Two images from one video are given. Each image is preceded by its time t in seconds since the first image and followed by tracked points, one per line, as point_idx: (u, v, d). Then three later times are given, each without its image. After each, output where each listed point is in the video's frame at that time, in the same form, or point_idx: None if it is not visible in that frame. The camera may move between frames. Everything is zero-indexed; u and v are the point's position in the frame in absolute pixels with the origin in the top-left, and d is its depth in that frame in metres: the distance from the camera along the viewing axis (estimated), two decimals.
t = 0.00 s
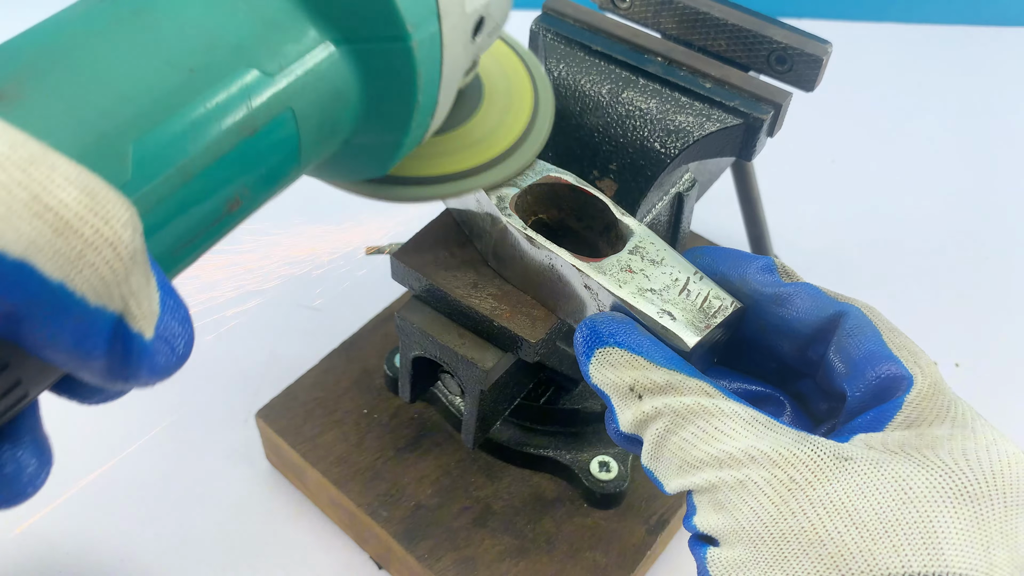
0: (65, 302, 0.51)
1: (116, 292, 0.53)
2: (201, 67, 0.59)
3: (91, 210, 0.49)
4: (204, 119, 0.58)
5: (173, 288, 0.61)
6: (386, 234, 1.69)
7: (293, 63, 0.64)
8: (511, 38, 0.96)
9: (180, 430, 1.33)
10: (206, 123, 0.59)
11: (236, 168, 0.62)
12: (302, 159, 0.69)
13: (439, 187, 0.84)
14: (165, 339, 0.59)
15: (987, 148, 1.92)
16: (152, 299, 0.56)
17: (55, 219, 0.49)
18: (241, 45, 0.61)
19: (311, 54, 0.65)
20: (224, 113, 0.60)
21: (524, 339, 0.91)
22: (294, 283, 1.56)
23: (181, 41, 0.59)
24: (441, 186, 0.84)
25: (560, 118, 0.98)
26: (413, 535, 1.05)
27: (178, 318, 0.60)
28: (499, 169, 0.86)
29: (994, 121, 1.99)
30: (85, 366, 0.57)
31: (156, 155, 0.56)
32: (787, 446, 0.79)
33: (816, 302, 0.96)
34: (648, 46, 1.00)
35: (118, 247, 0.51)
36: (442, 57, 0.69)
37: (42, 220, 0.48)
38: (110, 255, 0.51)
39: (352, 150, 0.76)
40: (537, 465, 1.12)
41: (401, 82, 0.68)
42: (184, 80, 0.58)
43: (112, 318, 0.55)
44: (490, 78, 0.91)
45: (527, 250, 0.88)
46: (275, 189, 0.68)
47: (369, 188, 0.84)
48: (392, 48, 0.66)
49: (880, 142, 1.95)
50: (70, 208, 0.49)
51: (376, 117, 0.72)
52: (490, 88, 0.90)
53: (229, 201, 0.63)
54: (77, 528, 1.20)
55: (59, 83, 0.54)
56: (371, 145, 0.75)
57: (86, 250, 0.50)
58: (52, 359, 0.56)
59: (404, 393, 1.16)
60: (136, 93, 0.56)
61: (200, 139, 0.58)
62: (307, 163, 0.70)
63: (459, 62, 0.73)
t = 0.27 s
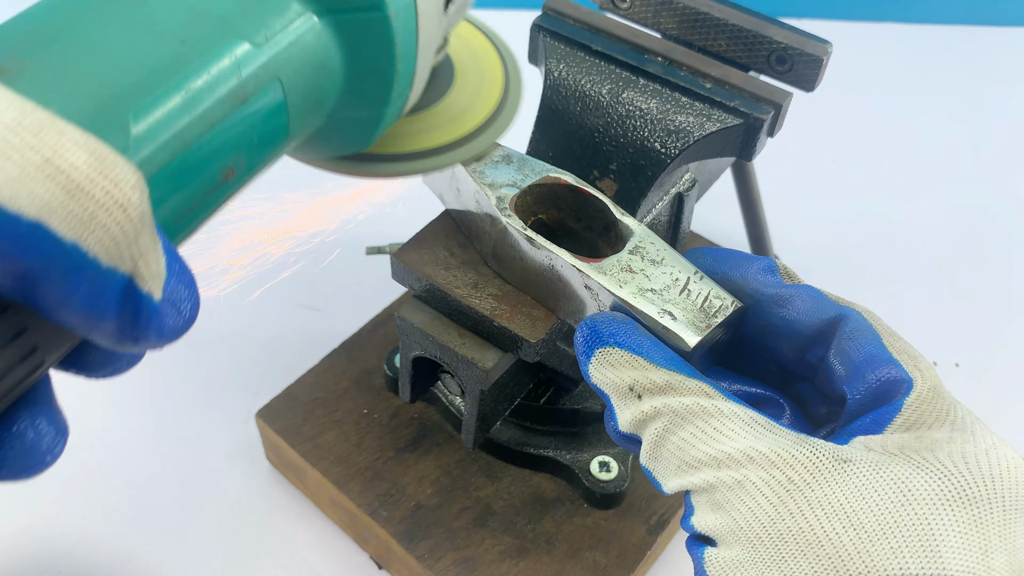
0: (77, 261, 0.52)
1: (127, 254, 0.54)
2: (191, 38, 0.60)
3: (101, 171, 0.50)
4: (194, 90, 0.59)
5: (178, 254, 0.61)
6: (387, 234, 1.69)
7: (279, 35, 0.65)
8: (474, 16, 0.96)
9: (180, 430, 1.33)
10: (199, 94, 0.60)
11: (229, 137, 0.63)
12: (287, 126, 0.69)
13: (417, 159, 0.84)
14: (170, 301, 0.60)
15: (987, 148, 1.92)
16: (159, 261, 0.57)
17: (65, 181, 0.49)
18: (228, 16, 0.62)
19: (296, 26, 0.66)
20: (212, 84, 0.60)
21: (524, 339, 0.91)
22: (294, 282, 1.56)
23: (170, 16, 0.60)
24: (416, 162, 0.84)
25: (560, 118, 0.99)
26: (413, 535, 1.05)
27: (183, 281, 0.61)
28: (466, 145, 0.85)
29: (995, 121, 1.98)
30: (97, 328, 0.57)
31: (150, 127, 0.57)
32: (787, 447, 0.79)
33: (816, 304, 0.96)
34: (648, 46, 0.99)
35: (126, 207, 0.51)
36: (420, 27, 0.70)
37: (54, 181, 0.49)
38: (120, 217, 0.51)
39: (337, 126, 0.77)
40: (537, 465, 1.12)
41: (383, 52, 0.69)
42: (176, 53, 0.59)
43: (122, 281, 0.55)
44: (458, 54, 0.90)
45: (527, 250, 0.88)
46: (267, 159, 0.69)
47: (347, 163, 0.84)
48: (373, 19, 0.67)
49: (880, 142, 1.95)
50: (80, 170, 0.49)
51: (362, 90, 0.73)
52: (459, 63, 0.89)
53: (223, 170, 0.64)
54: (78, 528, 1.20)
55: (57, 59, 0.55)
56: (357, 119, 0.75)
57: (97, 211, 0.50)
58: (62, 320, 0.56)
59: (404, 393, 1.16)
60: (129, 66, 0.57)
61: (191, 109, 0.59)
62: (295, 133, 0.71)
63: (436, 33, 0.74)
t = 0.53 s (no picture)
0: (109, 262, 0.53)
1: (156, 255, 0.55)
2: (210, 41, 0.60)
3: (131, 174, 0.51)
4: (213, 92, 0.60)
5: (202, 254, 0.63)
6: (387, 234, 1.69)
7: (295, 35, 0.65)
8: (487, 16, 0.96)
9: (180, 430, 1.33)
10: (218, 94, 0.60)
11: (250, 136, 0.64)
12: (304, 127, 0.69)
13: (438, 159, 0.84)
14: (198, 303, 0.62)
15: (987, 148, 1.92)
16: (187, 261, 0.58)
17: (97, 185, 0.50)
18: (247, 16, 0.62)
19: (311, 27, 0.66)
20: (231, 83, 0.61)
21: (524, 339, 0.91)
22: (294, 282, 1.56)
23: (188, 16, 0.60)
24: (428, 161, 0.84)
25: (560, 118, 0.98)
26: (413, 535, 1.05)
27: (208, 282, 0.63)
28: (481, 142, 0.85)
29: (995, 121, 1.98)
30: (126, 330, 0.59)
31: (172, 129, 0.58)
32: (790, 445, 0.79)
33: (815, 304, 0.95)
34: (648, 46, 0.99)
35: (155, 209, 0.52)
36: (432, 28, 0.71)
37: (85, 185, 0.50)
38: (150, 220, 0.52)
39: (349, 125, 0.77)
40: (537, 465, 1.12)
41: (397, 50, 0.70)
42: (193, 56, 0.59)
43: (152, 281, 0.57)
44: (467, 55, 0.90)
45: (526, 251, 0.87)
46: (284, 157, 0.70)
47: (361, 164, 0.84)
48: (384, 18, 0.67)
49: (880, 142, 1.95)
50: (110, 174, 0.50)
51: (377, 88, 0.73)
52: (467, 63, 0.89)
53: (243, 170, 0.65)
54: (78, 527, 1.20)
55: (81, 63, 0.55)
56: (370, 116, 0.76)
57: (127, 213, 0.52)
58: (93, 324, 0.57)
59: (404, 393, 1.16)
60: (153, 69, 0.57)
61: (212, 109, 0.60)
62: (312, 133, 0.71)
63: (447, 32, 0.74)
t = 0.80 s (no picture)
0: (122, 269, 0.53)
1: (169, 259, 0.54)
2: (226, 41, 0.60)
3: (143, 173, 0.50)
4: (228, 89, 0.60)
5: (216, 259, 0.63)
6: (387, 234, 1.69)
7: (306, 35, 0.65)
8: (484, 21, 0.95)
9: (180, 430, 1.33)
10: (230, 94, 0.60)
11: (261, 141, 0.64)
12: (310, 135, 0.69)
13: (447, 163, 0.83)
14: (212, 309, 0.61)
15: (987, 148, 1.92)
16: (201, 266, 0.58)
17: (111, 186, 0.50)
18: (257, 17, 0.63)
19: (322, 27, 0.66)
20: (246, 80, 0.61)
21: (524, 339, 0.91)
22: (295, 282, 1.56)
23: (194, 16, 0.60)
24: (433, 166, 0.82)
25: (560, 118, 0.98)
26: (413, 535, 1.05)
27: (221, 287, 0.62)
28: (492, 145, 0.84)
29: (995, 121, 1.98)
30: (137, 338, 0.59)
31: (181, 127, 0.57)
32: (791, 445, 0.79)
33: (812, 302, 0.95)
34: (648, 46, 0.99)
35: (168, 210, 0.51)
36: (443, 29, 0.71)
37: (98, 187, 0.49)
38: (163, 222, 0.52)
39: (356, 128, 0.77)
40: (537, 464, 1.12)
41: (407, 53, 0.70)
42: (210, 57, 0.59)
43: (164, 285, 0.56)
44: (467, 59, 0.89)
45: (524, 254, 0.87)
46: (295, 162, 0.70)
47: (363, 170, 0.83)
48: (398, 19, 0.68)
49: (880, 142, 1.95)
50: (124, 174, 0.50)
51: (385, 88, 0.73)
52: (469, 69, 0.88)
53: (254, 173, 0.65)
54: (77, 527, 1.20)
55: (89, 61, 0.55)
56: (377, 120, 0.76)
57: (141, 216, 0.51)
58: (106, 330, 0.57)
59: (404, 393, 1.16)
60: (169, 65, 0.58)
61: (224, 109, 0.60)
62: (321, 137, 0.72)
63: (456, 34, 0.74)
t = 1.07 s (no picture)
0: (85, 327, 0.46)
1: (142, 317, 0.48)
2: (234, 81, 0.52)
3: (115, 229, 0.44)
4: (236, 135, 0.52)
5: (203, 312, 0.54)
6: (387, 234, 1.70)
7: (328, 78, 0.57)
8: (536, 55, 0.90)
9: (180, 430, 1.33)
10: (237, 140, 0.52)
11: (269, 193, 0.55)
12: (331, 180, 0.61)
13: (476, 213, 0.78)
14: (195, 367, 0.53)
15: (987, 148, 1.92)
16: (182, 320, 0.50)
17: (77, 239, 0.44)
18: (274, 59, 0.54)
19: (346, 70, 0.58)
20: (254, 124, 0.53)
21: (524, 339, 0.91)
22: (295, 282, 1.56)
23: (207, 51, 0.52)
24: (485, 210, 0.78)
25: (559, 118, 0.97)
26: (413, 535, 1.05)
27: (207, 340, 0.53)
28: (535, 192, 0.79)
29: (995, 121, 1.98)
30: (108, 397, 0.50)
31: (185, 173, 0.49)
32: (790, 444, 0.79)
33: (811, 301, 0.95)
34: (648, 46, 1.00)
35: (139, 263, 0.45)
36: (481, 77, 0.62)
37: (62, 239, 0.43)
38: (134, 276, 0.45)
39: (382, 174, 0.70)
40: (537, 464, 1.12)
41: (440, 99, 0.62)
42: (220, 105, 0.51)
43: (136, 345, 0.49)
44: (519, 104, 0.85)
45: (522, 255, 0.87)
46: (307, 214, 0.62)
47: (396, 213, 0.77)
48: (430, 63, 0.60)
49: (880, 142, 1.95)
50: (93, 227, 0.44)
51: (412, 131, 0.65)
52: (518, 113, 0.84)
53: (259, 225, 0.56)
54: (77, 527, 1.20)
55: (77, 101, 0.47)
56: (405, 166, 0.68)
57: (109, 271, 0.45)
58: (74, 391, 0.49)
59: (404, 393, 1.16)
60: (170, 106, 0.49)
61: (230, 157, 0.51)
62: (340, 183, 0.63)
63: (496, 79, 0.66)
